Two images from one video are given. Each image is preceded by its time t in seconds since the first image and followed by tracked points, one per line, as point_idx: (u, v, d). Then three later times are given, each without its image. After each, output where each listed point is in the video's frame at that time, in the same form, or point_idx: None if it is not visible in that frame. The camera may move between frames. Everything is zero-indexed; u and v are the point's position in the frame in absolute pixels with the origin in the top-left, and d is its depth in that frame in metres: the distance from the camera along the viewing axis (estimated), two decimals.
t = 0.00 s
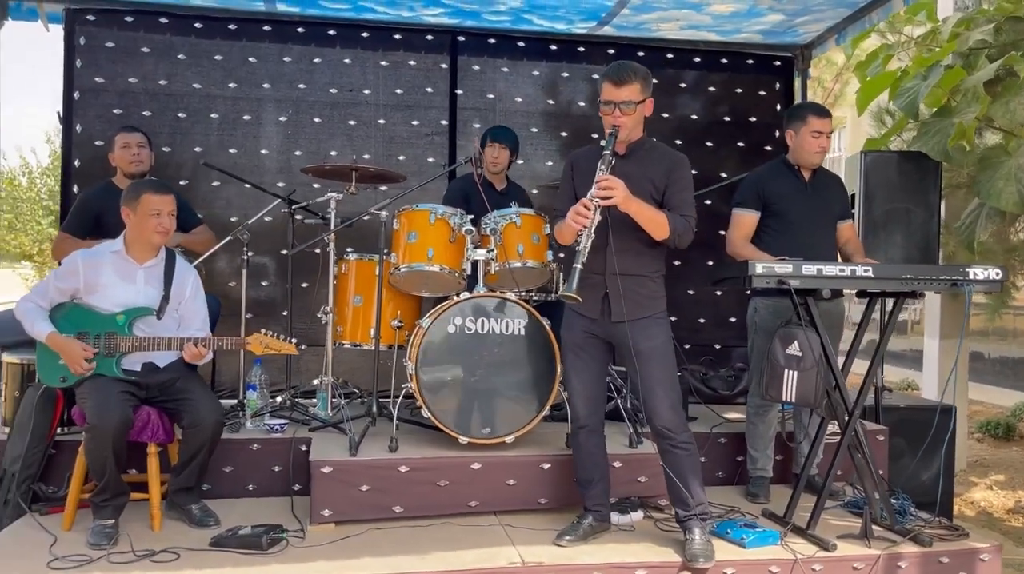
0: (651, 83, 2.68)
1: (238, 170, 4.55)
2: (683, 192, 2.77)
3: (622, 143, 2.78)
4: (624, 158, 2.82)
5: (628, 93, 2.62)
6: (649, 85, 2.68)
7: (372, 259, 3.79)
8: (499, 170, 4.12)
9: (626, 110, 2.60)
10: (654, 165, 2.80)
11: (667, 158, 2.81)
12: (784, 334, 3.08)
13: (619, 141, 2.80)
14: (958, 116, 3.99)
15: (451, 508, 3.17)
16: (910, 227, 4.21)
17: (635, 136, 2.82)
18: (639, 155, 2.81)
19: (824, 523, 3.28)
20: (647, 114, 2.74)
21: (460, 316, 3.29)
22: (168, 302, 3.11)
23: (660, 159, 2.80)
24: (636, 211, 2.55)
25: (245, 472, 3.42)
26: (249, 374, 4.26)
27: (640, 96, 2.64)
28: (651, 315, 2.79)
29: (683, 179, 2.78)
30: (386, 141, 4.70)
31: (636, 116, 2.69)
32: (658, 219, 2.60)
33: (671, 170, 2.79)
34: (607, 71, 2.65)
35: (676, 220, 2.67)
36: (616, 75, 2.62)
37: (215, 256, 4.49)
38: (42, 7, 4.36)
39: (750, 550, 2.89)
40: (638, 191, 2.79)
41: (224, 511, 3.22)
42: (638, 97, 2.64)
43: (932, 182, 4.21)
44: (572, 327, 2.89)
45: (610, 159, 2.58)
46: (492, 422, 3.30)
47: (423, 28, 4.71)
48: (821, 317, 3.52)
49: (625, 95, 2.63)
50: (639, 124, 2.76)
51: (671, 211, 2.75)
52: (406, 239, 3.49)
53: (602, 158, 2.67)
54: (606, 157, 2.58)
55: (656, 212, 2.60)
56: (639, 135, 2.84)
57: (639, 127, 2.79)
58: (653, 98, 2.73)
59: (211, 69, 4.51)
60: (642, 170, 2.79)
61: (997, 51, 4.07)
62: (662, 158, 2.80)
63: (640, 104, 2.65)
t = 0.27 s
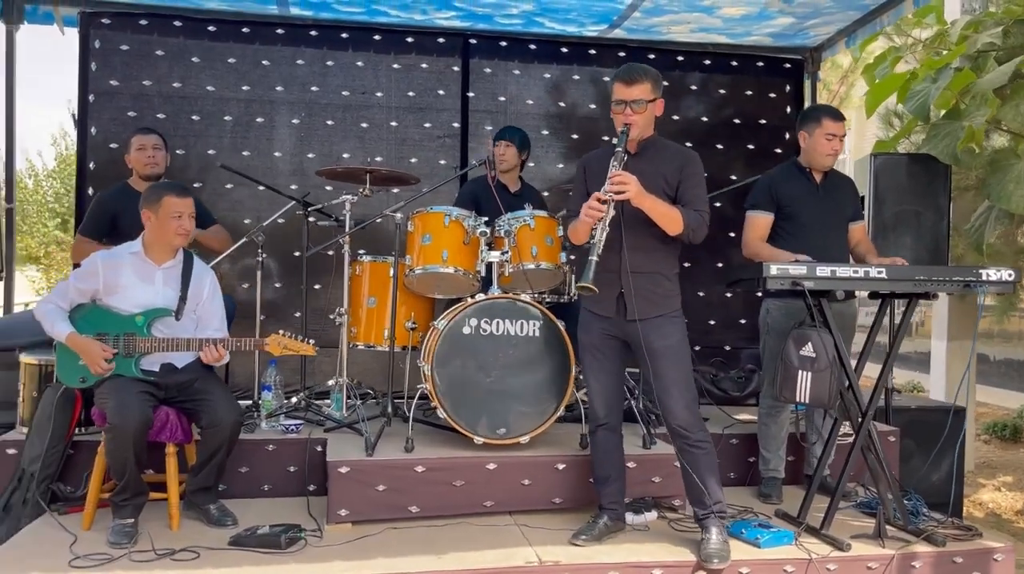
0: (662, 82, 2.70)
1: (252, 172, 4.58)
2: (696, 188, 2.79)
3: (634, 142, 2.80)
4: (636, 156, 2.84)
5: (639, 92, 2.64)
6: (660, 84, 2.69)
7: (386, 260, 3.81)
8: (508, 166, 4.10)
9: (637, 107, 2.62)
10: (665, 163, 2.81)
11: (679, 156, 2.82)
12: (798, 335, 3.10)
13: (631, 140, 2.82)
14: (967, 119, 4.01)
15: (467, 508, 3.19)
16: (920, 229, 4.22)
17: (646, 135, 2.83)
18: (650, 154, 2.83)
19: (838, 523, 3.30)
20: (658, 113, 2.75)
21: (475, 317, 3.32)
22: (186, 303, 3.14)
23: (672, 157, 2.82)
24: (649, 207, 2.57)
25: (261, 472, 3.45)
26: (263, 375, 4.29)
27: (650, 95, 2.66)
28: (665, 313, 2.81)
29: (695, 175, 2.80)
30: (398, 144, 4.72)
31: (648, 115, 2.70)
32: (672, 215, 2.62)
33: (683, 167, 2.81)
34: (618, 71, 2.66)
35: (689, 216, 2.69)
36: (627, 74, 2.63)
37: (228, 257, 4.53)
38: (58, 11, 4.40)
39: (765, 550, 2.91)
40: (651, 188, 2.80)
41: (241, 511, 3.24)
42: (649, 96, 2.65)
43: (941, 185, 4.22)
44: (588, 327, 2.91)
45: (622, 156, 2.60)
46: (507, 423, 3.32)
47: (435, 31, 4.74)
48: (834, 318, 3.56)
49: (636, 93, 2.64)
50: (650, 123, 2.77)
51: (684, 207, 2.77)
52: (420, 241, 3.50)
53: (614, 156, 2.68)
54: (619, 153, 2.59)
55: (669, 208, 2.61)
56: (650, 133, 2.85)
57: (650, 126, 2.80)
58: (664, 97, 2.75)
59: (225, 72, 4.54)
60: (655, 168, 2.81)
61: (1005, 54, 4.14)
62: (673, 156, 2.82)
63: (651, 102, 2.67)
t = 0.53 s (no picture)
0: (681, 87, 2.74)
1: (262, 177, 4.61)
2: (718, 191, 2.81)
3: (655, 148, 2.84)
4: (657, 162, 2.88)
5: (658, 97, 2.68)
6: (678, 90, 2.74)
7: (397, 264, 3.83)
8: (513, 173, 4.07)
9: (657, 112, 2.66)
10: (686, 168, 2.84)
11: (700, 161, 2.86)
12: (807, 340, 3.12)
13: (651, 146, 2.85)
14: (973, 125, 4.04)
15: (479, 510, 3.22)
16: (927, 233, 4.30)
17: (666, 141, 2.87)
18: (672, 159, 2.87)
19: (848, 527, 3.32)
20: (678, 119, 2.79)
21: (486, 321, 3.34)
22: (201, 307, 3.16)
23: (692, 162, 2.85)
24: (671, 209, 2.60)
25: (273, 475, 3.47)
26: (275, 379, 4.32)
27: (670, 100, 2.70)
28: (690, 320, 2.83)
29: (717, 179, 2.83)
30: (408, 149, 4.76)
31: (668, 120, 2.74)
32: (694, 217, 2.65)
33: (703, 172, 2.84)
34: (637, 78, 2.71)
35: (711, 218, 2.71)
36: (646, 80, 2.68)
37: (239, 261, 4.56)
38: (71, 17, 4.44)
39: (776, 554, 2.93)
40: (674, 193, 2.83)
41: (255, 513, 3.27)
42: (668, 101, 2.69)
43: (947, 190, 4.31)
44: (609, 330, 2.95)
45: (644, 160, 2.63)
46: (518, 426, 3.35)
47: (444, 37, 4.77)
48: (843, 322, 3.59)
49: (655, 99, 2.69)
50: (670, 128, 2.81)
51: (706, 211, 2.80)
52: (431, 246, 3.52)
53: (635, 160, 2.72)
54: (640, 157, 2.62)
55: (691, 210, 2.64)
56: (671, 140, 2.89)
57: (671, 132, 2.84)
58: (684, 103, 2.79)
59: (236, 78, 4.57)
60: (676, 173, 2.84)
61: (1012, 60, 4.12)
62: (694, 161, 2.85)
63: (671, 107, 2.71)
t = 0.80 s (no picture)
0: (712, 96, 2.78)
1: (270, 185, 4.66)
2: (745, 199, 2.84)
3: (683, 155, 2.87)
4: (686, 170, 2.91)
5: (688, 104, 2.72)
6: (709, 99, 2.77)
7: (404, 272, 3.87)
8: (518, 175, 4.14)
9: (685, 119, 2.70)
10: (714, 176, 2.88)
11: (729, 169, 2.89)
12: (810, 347, 3.14)
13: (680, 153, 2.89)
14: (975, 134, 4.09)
15: (485, 516, 3.25)
16: (929, 241, 4.32)
17: (696, 150, 2.90)
18: (700, 167, 2.90)
19: (851, 533, 3.34)
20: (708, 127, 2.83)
21: (493, 328, 3.38)
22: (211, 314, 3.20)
23: (721, 170, 2.89)
24: (695, 213, 2.64)
25: (280, 481, 3.50)
26: (282, 385, 4.36)
27: (701, 108, 2.74)
28: (715, 328, 2.86)
29: (745, 187, 2.86)
30: (414, 157, 4.81)
31: (697, 128, 2.77)
32: (718, 223, 2.69)
33: (731, 180, 2.87)
34: (668, 85, 2.75)
35: (738, 225, 2.74)
36: (677, 88, 2.72)
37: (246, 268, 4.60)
38: (81, 27, 4.49)
39: (779, 560, 2.95)
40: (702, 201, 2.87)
41: (263, 518, 3.30)
42: (698, 109, 2.73)
43: (949, 198, 4.34)
44: (634, 337, 2.99)
45: (671, 165, 2.67)
46: (524, 433, 3.38)
47: (450, 47, 4.82)
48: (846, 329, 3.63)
49: (685, 106, 2.73)
50: (700, 136, 2.85)
51: (733, 218, 2.82)
52: (438, 254, 3.56)
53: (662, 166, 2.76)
54: (667, 162, 2.66)
55: (716, 215, 2.68)
56: (700, 147, 2.92)
57: (700, 140, 2.88)
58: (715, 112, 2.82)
59: (244, 87, 4.62)
60: (703, 180, 2.88)
61: (1011, 69, 4.20)
62: (723, 169, 2.89)
63: (701, 115, 2.75)
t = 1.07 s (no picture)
0: (742, 109, 2.86)
1: (275, 194, 4.70)
2: (772, 214, 2.85)
3: (713, 166, 2.94)
4: (716, 181, 2.95)
5: (716, 117, 2.81)
6: (740, 111, 2.85)
7: (408, 280, 3.91)
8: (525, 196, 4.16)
9: (711, 131, 2.78)
10: (743, 189, 2.91)
11: (758, 183, 2.91)
12: (810, 356, 3.18)
13: (711, 164, 2.96)
14: (974, 145, 4.12)
15: (488, 523, 3.28)
16: (928, 250, 4.37)
17: (727, 161, 2.95)
18: (730, 179, 2.94)
19: (851, 541, 3.36)
20: (738, 140, 2.90)
21: (495, 336, 3.41)
22: (217, 322, 3.23)
23: (750, 184, 2.91)
24: (716, 227, 2.66)
25: (285, 488, 3.53)
26: (287, 392, 4.39)
27: (728, 121, 2.82)
28: (738, 337, 2.90)
29: (772, 202, 2.87)
30: (417, 166, 4.85)
31: (724, 139, 2.85)
32: (740, 236, 2.69)
33: (760, 194, 2.89)
34: (698, 98, 2.86)
35: (762, 239, 2.74)
36: (705, 101, 2.82)
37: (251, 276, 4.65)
38: (88, 37, 4.54)
39: (779, 567, 2.97)
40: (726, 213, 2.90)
41: (268, 525, 3.33)
42: (725, 122, 2.82)
43: (948, 207, 4.39)
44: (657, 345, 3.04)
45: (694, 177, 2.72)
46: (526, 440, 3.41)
47: (453, 57, 4.87)
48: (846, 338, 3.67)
49: (714, 118, 2.82)
50: (730, 148, 2.91)
51: (759, 231, 2.84)
52: (442, 262, 3.60)
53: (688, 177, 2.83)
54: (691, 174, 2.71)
55: (738, 230, 2.69)
56: (733, 160, 2.96)
57: (731, 152, 2.94)
58: (745, 124, 2.89)
59: (249, 97, 4.67)
60: (732, 193, 2.92)
61: (1012, 79, 4.19)
62: (752, 183, 2.91)
63: (728, 127, 2.83)
